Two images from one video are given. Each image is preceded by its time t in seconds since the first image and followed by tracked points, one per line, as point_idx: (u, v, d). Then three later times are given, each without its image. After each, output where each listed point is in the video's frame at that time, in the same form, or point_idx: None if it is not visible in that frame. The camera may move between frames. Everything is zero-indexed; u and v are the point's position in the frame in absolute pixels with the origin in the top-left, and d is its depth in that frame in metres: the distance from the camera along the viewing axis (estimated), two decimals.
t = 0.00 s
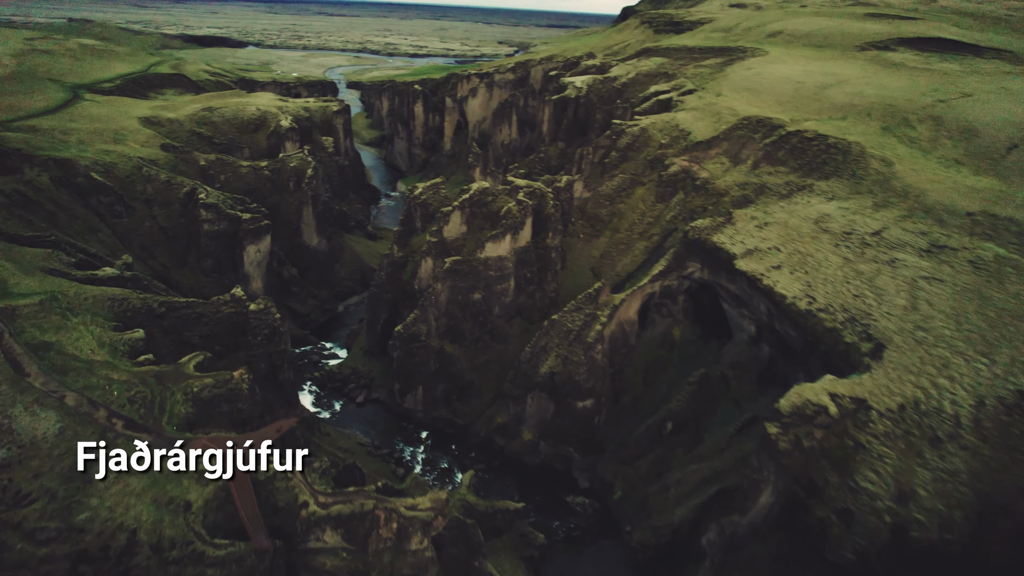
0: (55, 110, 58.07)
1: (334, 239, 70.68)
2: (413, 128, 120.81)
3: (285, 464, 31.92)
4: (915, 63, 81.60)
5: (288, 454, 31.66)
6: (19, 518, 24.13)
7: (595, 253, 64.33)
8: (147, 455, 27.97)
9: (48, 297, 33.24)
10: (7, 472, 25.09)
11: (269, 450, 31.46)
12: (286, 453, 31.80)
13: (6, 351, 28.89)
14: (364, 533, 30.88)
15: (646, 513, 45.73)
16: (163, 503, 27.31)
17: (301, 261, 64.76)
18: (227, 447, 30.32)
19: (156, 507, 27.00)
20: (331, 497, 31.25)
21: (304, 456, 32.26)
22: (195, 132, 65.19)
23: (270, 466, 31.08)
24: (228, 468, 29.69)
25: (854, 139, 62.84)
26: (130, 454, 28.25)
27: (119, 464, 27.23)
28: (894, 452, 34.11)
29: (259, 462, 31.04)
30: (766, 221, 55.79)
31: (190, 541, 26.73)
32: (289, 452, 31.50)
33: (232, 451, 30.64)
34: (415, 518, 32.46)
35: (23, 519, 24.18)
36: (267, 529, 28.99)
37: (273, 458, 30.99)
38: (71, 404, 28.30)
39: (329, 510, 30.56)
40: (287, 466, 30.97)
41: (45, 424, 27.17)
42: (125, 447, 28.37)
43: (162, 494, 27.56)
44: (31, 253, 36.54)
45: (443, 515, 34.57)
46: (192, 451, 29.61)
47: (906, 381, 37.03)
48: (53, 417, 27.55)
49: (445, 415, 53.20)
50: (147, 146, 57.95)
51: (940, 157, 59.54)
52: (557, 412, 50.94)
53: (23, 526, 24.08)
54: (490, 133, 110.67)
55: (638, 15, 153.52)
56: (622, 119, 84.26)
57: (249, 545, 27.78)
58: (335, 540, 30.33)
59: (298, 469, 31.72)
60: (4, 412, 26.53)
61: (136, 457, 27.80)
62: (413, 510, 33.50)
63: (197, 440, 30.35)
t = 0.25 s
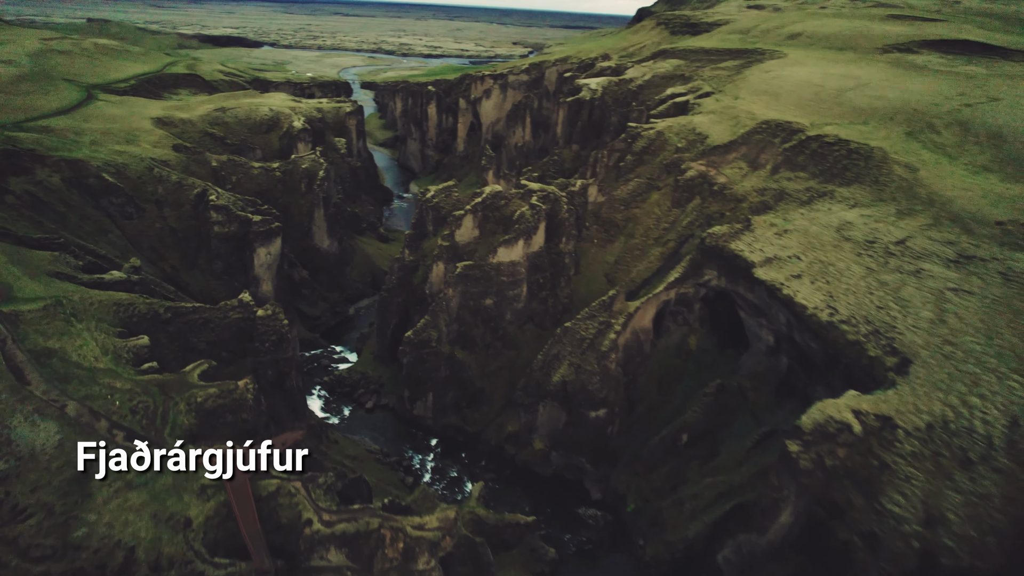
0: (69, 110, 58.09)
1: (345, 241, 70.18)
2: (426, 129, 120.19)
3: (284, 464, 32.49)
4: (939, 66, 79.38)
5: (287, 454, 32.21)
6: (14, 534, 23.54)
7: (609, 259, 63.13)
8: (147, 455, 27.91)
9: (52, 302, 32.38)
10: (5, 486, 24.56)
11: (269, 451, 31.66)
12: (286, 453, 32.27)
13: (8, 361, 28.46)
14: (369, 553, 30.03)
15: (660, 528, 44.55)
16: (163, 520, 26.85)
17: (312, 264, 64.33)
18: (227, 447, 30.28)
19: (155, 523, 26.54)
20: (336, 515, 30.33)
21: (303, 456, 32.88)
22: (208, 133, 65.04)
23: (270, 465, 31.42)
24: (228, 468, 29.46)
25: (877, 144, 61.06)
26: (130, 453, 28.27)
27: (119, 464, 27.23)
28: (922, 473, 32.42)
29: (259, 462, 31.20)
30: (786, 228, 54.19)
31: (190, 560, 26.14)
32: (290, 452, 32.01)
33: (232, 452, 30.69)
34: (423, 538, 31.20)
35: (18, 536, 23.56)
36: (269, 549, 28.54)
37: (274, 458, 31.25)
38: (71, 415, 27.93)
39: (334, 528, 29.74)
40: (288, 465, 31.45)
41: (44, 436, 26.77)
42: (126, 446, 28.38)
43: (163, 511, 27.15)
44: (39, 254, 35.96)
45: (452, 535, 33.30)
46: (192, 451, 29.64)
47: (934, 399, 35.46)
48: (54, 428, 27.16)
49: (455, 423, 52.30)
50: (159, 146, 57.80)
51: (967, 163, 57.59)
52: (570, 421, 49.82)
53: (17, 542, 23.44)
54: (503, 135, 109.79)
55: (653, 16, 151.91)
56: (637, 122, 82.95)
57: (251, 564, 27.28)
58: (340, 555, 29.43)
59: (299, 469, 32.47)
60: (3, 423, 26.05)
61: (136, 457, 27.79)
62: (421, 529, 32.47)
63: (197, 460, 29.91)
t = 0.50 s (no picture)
0: (83, 110, 58.24)
1: (357, 243, 69.66)
2: (439, 130, 119.63)
3: (285, 464, 31.50)
4: (966, 68, 77.05)
5: (288, 454, 30.96)
6: (9, 550, 22.94)
7: (624, 264, 61.91)
8: (147, 455, 27.38)
9: (57, 308, 31.69)
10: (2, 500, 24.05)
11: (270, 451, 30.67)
12: (286, 453, 31.08)
13: (11, 370, 27.82)
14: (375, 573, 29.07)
15: (674, 543, 43.45)
16: (162, 537, 25.94)
17: (324, 267, 63.87)
18: (227, 446, 29.74)
19: (154, 541, 25.67)
20: (340, 535, 29.39)
21: (304, 456, 31.66)
22: (220, 134, 64.94)
23: (270, 466, 30.24)
24: (228, 468, 28.86)
25: (902, 149, 59.19)
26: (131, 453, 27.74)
27: (119, 464, 26.73)
28: (954, 497, 30.71)
29: (259, 462, 30.39)
30: (807, 235, 52.54)
31: None
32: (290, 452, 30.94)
33: (232, 451, 30.17)
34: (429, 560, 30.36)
35: (13, 553, 22.94)
36: (270, 567, 27.61)
37: (274, 458, 30.11)
38: (71, 425, 27.13)
39: (337, 549, 28.66)
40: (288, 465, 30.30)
41: (43, 447, 26.20)
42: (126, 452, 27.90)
43: (162, 527, 26.22)
44: (47, 257, 35.59)
45: (461, 556, 31.97)
46: (192, 450, 28.96)
47: (964, 418, 33.82)
48: (53, 440, 26.45)
49: (465, 430, 51.45)
50: (171, 148, 57.70)
51: (996, 169, 55.54)
52: (582, 431, 48.65)
53: (12, 560, 22.80)
54: (517, 137, 108.92)
55: (669, 17, 150.14)
56: (653, 125, 81.60)
57: None
58: None
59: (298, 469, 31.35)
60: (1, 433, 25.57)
61: (136, 457, 27.25)
62: (428, 550, 31.34)
63: (199, 473, 28.73)
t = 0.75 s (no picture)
0: (98, 110, 58.35)
1: (369, 246, 69.10)
2: (454, 132, 118.94)
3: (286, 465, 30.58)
4: (996, 72, 74.63)
5: (288, 453, 30.19)
6: (4, 566, 22.37)
7: (640, 271, 60.65)
8: (146, 455, 27.15)
9: (62, 313, 31.04)
10: None
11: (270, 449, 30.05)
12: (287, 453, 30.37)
13: (14, 378, 27.18)
14: None
15: (688, 560, 42.19)
16: (159, 555, 24.79)
17: (335, 269, 63.39)
18: (227, 446, 29.18)
19: (151, 559, 24.53)
20: (344, 556, 28.31)
21: (305, 456, 30.91)
22: (234, 134, 64.73)
23: (271, 466, 29.46)
24: (227, 468, 28.21)
25: (929, 155, 57.30)
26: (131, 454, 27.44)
27: (119, 464, 26.43)
28: (987, 525, 29.18)
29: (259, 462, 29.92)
30: (829, 244, 50.81)
31: None
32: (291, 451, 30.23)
33: (233, 451, 29.71)
34: None
35: (8, 569, 22.35)
36: None
37: (274, 458, 29.39)
38: (72, 435, 26.53)
39: (341, 570, 27.70)
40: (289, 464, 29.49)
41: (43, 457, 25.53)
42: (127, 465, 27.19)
43: (160, 544, 25.03)
44: (57, 259, 35.29)
45: None
46: (192, 451, 28.72)
47: (998, 441, 32.28)
48: (52, 451, 25.79)
49: (476, 438, 50.58)
50: (185, 148, 57.59)
51: None
52: (595, 442, 47.49)
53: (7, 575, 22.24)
54: (531, 139, 107.91)
55: (687, 19, 148.16)
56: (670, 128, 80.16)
57: None
58: None
59: (299, 469, 30.35)
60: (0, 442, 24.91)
61: (136, 457, 27.02)
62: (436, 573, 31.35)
63: (201, 485, 27.45)
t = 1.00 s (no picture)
0: (114, 109, 58.40)
1: (382, 247, 68.47)
2: (469, 133, 118.24)
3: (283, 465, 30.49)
4: None
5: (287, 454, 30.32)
6: None
7: (656, 279, 59.31)
8: (147, 455, 26.32)
9: (67, 317, 30.26)
10: None
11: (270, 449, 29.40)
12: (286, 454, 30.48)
13: (15, 386, 26.43)
14: None
15: None
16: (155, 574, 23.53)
17: (347, 271, 62.81)
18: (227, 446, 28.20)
19: None
20: None
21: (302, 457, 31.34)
22: (248, 134, 64.51)
23: (271, 465, 29.19)
24: (228, 468, 27.58)
25: (957, 164, 55.33)
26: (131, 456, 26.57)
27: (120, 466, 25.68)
28: None
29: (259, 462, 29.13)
30: (853, 255, 48.95)
31: None
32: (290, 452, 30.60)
33: (232, 450, 28.47)
34: None
35: None
36: None
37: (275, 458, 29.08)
38: (71, 445, 25.53)
39: None
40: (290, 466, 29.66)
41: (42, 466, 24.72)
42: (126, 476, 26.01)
43: (158, 564, 23.73)
44: (65, 261, 34.95)
45: None
46: (192, 450, 27.56)
47: None
48: (51, 461, 24.87)
49: (486, 447, 49.54)
50: (198, 148, 57.39)
51: None
52: (608, 455, 46.29)
53: None
54: (547, 141, 106.82)
55: (706, 21, 146.12)
56: (689, 133, 78.64)
57: None
58: None
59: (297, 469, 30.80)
60: None
61: (136, 456, 26.17)
62: None
63: (202, 501, 25.98)
